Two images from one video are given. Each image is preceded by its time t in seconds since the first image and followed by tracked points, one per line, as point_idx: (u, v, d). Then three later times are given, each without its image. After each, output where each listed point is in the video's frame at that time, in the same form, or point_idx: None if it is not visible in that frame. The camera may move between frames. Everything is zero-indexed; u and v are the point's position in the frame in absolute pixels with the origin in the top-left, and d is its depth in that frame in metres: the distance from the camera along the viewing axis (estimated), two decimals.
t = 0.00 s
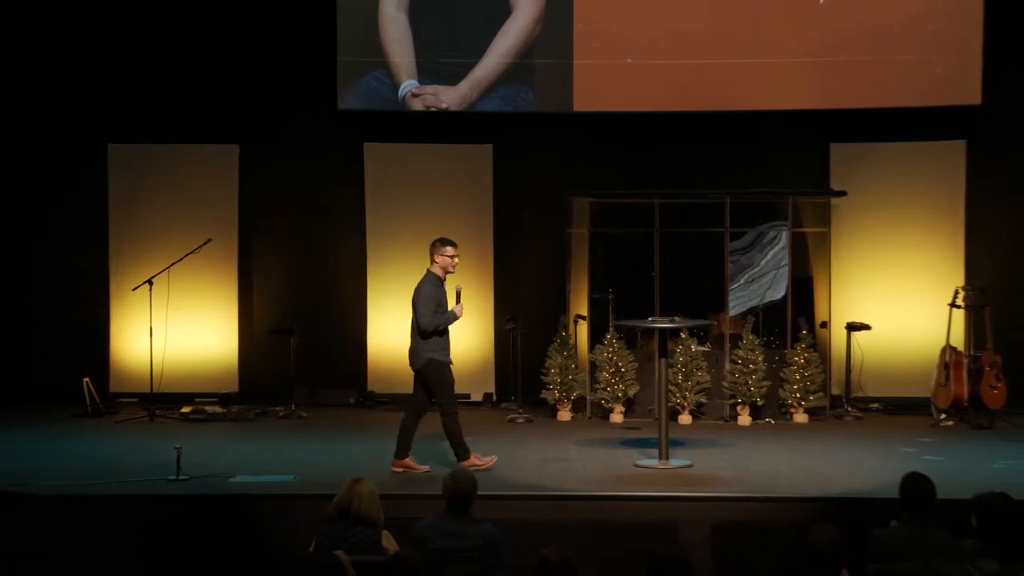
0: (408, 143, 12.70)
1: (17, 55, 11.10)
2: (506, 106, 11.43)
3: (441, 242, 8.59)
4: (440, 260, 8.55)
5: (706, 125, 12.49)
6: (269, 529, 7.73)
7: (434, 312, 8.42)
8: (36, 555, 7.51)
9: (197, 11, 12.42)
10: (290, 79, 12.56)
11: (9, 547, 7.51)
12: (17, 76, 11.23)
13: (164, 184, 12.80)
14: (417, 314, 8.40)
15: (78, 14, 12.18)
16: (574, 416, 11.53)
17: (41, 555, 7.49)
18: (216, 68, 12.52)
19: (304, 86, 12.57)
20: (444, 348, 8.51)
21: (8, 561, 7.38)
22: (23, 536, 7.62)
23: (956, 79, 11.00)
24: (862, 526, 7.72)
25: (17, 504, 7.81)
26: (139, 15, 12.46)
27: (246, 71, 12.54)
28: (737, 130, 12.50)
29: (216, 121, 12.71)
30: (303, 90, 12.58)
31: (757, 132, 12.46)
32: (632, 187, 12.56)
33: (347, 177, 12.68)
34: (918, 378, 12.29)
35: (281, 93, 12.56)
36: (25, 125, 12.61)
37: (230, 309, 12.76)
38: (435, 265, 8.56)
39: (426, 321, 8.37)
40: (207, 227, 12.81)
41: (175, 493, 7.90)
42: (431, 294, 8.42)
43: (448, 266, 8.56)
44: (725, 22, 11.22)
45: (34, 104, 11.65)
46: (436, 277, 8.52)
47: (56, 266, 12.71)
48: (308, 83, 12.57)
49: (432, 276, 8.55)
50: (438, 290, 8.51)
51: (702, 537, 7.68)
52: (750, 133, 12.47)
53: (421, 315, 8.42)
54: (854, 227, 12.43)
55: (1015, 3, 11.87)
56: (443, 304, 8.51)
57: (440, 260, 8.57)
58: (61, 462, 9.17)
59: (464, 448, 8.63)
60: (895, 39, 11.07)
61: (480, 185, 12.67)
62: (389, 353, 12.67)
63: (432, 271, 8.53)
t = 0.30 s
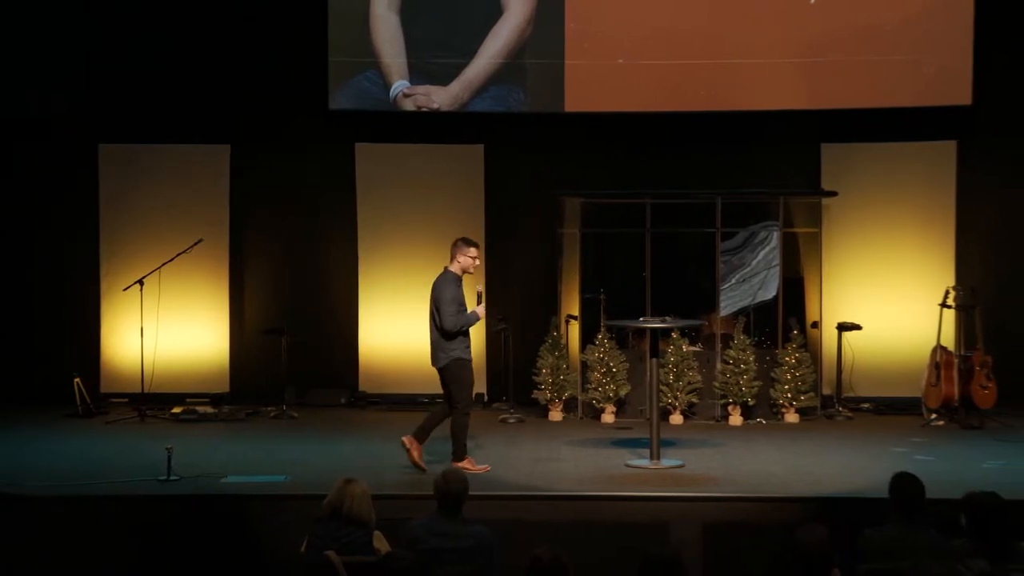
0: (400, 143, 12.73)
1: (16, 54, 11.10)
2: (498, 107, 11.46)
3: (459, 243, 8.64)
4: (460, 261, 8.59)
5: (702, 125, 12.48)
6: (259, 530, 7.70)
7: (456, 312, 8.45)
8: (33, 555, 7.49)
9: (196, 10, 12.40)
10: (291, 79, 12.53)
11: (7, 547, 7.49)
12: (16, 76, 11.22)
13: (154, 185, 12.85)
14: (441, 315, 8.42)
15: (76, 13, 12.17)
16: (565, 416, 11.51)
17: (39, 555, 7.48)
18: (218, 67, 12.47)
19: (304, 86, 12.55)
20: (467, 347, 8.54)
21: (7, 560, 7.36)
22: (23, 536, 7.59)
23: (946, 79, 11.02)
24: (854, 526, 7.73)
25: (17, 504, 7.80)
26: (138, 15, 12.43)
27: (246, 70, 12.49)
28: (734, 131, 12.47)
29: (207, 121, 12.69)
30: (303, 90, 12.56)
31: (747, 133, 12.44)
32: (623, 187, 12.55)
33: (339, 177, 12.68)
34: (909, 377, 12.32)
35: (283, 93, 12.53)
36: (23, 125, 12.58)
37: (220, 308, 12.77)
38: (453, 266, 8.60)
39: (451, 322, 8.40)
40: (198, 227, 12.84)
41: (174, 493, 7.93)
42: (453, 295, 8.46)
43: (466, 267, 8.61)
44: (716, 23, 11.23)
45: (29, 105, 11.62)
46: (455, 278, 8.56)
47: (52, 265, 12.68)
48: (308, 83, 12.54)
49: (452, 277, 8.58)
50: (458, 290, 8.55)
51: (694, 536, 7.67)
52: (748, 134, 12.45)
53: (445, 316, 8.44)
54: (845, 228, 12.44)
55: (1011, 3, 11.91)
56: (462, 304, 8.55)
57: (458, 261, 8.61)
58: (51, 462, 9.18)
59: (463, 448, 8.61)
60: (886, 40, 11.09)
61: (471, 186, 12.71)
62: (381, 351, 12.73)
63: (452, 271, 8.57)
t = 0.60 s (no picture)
0: (387, 144, 12.71)
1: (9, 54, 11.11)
2: (485, 107, 11.46)
3: (470, 243, 8.78)
4: (474, 260, 8.75)
5: (697, 125, 12.48)
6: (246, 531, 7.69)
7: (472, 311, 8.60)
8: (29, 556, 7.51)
9: (197, 11, 12.36)
10: (285, 80, 12.49)
11: (7, 548, 7.53)
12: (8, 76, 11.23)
13: (142, 184, 12.81)
14: (461, 314, 8.55)
15: (74, 12, 12.19)
16: (553, 416, 11.51)
17: (38, 555, 7.52)
18: (216, 67, 12.45)
19: (296, 86, 12.55)
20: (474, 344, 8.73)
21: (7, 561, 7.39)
22: (24, 536, 7.64)
23: (933, 80, 11.04)
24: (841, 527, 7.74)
25: (17, 504, 7.78)
26: (139, 15, 12.38)
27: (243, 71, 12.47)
28: (729, 131, 12.47)
29: (194, 121, 12.68)
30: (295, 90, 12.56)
31: (734, 134, 12.46)
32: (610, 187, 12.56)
33: (326, 177, 12.68)
34: (896, 377, 12.33)
35: (283, 94, 12.51)
36: (23, 124, 12.57)
37: (208, 309, 12.73)
38: (466, 264, 8.75)
39: (471, 321, 8.55)
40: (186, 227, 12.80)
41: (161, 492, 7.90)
42: (470, 294, 8.61)
43: (478, 266, 8.77)
44: (703, 23, 11.24)
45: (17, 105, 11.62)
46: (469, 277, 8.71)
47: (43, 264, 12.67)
48: (296, 83, 12.54)
49: (465, 276, 8.73)
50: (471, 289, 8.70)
51: (681, 537, 7.67)
52: (744, 133, 12.45)
53: (462, 316, 8.58)
54: (832, 228, 12.46)
55: None
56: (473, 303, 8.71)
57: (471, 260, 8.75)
58: (38, 463, 9.18)
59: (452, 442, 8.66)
60: (873, 41, 11.11)
61: (459, 186, 12.69)
62: (369, 352, 12.69)
63: (466, 271, 8.72)
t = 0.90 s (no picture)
0: (372, 144, 12.69)
1: None
2: (471, 107, 11.45)
3: (471, 244, 8.88)
4: (478, 260, 8.85)
5: (686, 125, 12.50)
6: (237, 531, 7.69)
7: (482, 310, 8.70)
8: (27, 558, 7.54)
9: (196, 11, 12.37)
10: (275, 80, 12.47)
11: (6, 549, 7.56)
12: None
13: (126, 182, 12.75)
14: (473, 313, 8.63)
15: (74, 12, 12.19)
16: (539, 416, 11.52)
17: (39, 556, 7.55)
18: (208, 66, 12.48)
19: (282, 86, 12.55)
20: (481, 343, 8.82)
21: (6, 562, 7.43)
22: (21, 536, 7.66)
23: (917, 80, 11.06)
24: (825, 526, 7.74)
25: (17, 504, 7.71)
26: (138, 15, 12.37)
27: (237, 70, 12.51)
28: (719, 131, 12.49)
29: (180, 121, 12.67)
30: (281, 90, 12.56)
31: (720, 135, 12.48)
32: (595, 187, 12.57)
33: (311, 177, 12.67)
34: (881, 377, 12.36)
35: (267, 93, 12.52)
36: (24, 124, 12.59)
37: (193, 308, 12.71)
38: (470, 265, 8.84)
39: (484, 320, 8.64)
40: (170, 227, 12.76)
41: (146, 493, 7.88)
42: (480, 293, 8.70)
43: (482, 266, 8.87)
44: (689, 23, 11.25)
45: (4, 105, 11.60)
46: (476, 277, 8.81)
47: (29, 263, 12.64)
48: (282, 83, 12.53)
49: (471, 276, 8.82)
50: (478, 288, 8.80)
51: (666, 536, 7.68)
52: (734, 134, 12.47)
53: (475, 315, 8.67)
54: (817, 229, 12.48)
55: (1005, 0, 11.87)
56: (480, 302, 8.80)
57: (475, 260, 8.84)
58: (27, 462, 9.19)
59: (446, 436, 8.66)
60: (858, 41, 11.12)
61: (444, 186, 12.66)
62: (354, 351, 12.68)
63: (471, 271, 8.81)
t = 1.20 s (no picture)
0: (359, 144, 12.68)
1: None
2: (458, 107, 11.43)
3: (474, 242, 9.09)
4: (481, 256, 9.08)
5: (676, 126, 12.50)
6: (223, 531, 7.68)
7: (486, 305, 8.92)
8: (28, 558, 7.54)
9: (199, 12, 12.33)
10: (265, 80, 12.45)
11: (7, 549, 7.56)
12: None
13: (111, 181, 12.72)
14: (478, 309, 8.87)
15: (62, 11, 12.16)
16: (525, 417, 11.51)
17: (37, 556, 7.55)
18: (204, 66, 12.44)
19: (268, 86, 12.53)
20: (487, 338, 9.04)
21: (7, 562, 7.43)
22: (18, 536, 7.65)
23: (903, 81, 11.08)
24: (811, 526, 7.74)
25: (18, 504, 7.72)
26: (138, 15, 12.32)
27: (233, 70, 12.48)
28: (709, 132, 12.50)
29: (167, 121, 12.66)
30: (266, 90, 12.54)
31: (706, 135, 12.49)
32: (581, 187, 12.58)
33: (297, 177, 12.67)
34: (867, 377, 12.38)
35: (252, 93, 12.51)
36: (24, 124, 12.60)
37: (179, 309, 12.69)
38: (475, 262, 9.07)
39: (487, 314, 8.87)
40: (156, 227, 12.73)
41: (138, 493, 7.85)
42: (484, 289, 8.94)
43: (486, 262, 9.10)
44: (676, 23, 11.26)
45: None
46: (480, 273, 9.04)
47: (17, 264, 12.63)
48: (268, 83, 12.52)
49: (476, 272, 9.06)
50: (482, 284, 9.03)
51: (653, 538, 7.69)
52: (724, 134, 12.47)
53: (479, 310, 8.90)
54: (804, 228, 12.49)
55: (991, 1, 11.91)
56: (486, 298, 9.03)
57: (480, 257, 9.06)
58: (14, 462, 9.19)
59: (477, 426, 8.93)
60: (844, 42, 11.15)
61: (431, 186, 12.65)
62: (341, 351, 12.65)
63: (475, 268, 9.05)
